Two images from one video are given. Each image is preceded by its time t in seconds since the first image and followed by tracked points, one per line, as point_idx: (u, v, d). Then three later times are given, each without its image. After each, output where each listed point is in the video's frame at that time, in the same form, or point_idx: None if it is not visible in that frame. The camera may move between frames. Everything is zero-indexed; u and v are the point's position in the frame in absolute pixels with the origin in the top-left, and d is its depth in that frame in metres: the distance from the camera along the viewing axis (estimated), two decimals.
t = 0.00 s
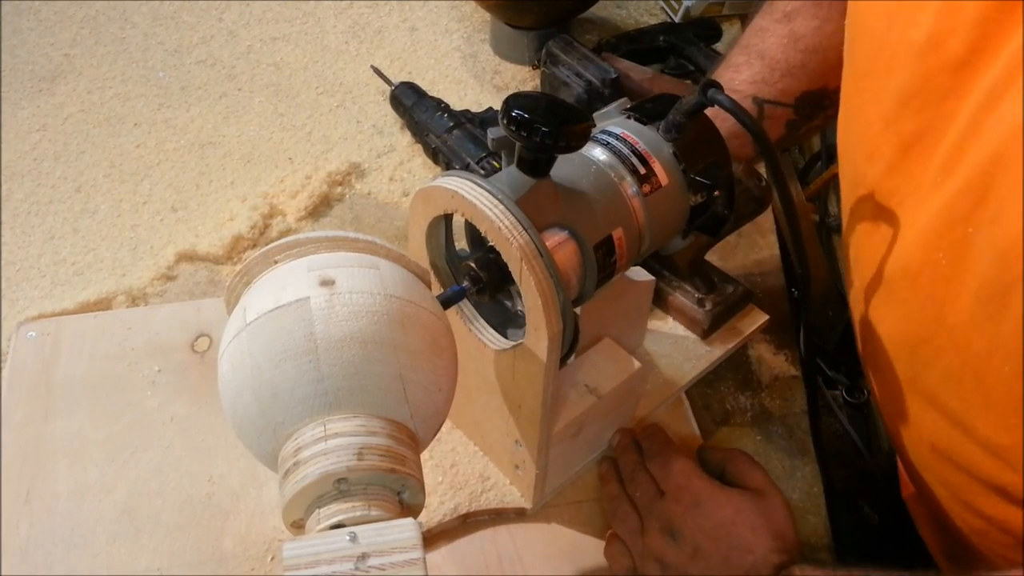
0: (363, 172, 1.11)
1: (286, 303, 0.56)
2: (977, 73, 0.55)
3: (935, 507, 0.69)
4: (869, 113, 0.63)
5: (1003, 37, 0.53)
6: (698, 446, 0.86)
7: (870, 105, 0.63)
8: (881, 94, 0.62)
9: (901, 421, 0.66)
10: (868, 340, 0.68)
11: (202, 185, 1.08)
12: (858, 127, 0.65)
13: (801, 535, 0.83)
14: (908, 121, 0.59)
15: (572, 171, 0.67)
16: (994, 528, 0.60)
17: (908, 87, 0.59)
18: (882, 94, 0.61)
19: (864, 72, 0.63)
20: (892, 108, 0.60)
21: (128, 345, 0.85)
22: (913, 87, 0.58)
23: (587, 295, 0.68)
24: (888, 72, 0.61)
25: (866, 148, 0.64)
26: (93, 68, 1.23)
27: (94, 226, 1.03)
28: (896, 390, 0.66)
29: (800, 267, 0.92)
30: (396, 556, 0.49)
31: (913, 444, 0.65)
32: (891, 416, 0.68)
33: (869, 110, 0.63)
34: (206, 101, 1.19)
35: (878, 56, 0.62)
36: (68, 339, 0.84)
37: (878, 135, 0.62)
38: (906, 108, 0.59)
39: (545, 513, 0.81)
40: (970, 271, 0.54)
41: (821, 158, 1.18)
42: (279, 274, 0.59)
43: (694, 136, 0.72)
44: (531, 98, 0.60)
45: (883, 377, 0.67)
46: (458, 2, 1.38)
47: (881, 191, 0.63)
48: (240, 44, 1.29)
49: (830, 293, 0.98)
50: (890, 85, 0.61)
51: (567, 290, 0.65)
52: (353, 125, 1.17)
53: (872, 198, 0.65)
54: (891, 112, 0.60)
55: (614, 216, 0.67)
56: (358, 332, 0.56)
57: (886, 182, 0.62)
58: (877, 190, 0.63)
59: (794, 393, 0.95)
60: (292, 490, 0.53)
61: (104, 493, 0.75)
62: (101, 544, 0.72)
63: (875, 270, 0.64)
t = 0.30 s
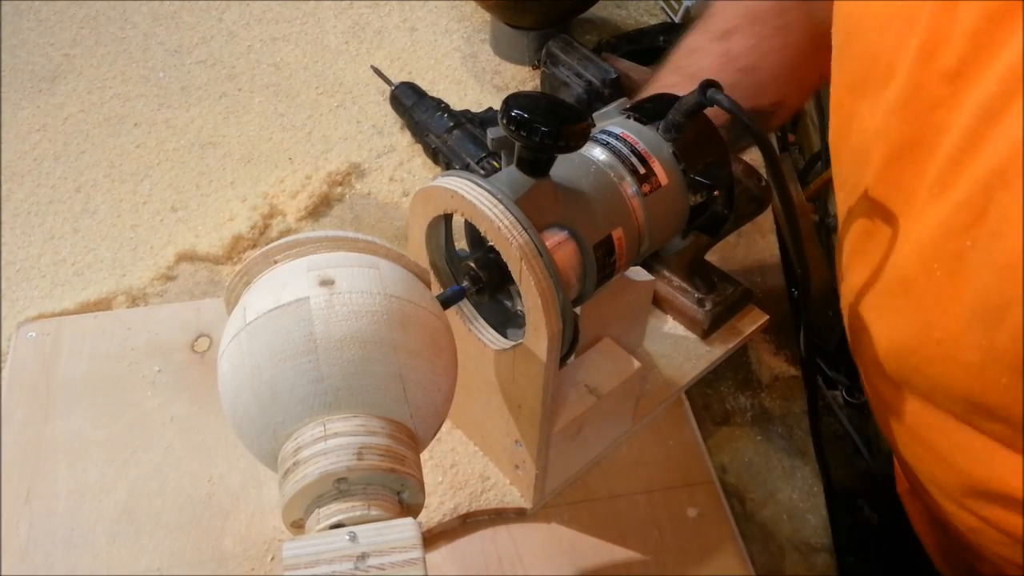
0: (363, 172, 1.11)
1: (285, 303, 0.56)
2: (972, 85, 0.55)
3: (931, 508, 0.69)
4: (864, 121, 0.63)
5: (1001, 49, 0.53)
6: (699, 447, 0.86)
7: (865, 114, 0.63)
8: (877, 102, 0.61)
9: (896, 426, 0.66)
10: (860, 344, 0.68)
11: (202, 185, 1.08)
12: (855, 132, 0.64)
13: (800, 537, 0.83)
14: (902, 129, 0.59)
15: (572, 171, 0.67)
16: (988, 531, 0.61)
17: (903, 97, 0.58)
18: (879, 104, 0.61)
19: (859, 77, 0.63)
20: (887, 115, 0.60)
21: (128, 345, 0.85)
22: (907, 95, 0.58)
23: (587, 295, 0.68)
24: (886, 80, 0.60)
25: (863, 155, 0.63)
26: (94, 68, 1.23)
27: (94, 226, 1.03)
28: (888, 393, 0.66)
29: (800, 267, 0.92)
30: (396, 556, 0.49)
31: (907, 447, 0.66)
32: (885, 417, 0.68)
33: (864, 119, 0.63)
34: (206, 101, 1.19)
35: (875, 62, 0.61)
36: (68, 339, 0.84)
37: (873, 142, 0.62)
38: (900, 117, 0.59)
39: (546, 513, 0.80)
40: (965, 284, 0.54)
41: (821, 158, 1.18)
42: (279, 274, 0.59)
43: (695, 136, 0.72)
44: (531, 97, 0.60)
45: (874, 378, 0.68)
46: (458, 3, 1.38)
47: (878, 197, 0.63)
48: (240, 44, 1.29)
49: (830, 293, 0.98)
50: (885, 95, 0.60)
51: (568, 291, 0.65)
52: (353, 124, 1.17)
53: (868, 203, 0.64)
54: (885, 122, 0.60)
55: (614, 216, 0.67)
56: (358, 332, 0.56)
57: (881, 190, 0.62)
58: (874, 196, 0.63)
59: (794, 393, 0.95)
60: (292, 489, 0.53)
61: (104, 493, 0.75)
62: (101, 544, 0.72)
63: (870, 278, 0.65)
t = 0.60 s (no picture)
0: (363, 172, 1.11)
1: (285, 303, 0.56)
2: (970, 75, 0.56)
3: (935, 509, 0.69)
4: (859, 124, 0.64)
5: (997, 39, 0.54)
6: (699, 447, 0.86)
7: (859, 114, 0.63)
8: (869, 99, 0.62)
9: (897, 427, 0.66)
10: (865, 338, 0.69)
11: (202, 185, 1.08)
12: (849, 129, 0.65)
13: (800, 537, 0.83)
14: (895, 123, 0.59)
15: (572, 171, 0.67)
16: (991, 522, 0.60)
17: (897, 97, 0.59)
18: (870, 103, 0.62)
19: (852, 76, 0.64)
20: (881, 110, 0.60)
21: (128, 345, 0.85)
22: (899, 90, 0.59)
23: (587, 295, 0.68)
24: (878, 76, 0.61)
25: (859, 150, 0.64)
26: (94, 68, 1.23)
27: (94, 226, 1.03)
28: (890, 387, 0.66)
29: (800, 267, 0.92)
30: (396, 556, 0.49)
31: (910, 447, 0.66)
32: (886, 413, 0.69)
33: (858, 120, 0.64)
34: (206, 101, 1.19)
35: (867, 61, 0.62)
36: (68, 339, 0.84)
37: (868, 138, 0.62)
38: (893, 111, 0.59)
39: (547, 513, 0.80)
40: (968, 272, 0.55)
41: (821, 158, 1.18)
42: (279, 274, 0.59)
43: (695, 136, 0.72)
44: (530, 97, 0.60)
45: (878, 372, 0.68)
46: (458, 3, 1.38)
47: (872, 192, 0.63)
48: (240, 44, 1.29)
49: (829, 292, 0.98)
50: (878, 94, 0.61)
51: (567, 291, 0.65)
52: (353, 124, 1.17)
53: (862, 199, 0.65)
54: (880, 117, 0.60)
55: (614, 216, 0.67)
56: (358, 332, 0.56)
57: (877, 187, 0.62)
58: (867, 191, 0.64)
59: (794, 393, 0.95)
60: (292, 490, 0.53)
61: (104, 493, 0.75)
62: (101, 544, 0.72)
63: (873, 275, 0.65)
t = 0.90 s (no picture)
0: (363, 172, 1.11)
1: (286, 303, 0.56)
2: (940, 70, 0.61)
3: (940, 498, 0.72)
4: (849, 123, 0.68)
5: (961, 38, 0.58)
6: (699, 446, 0.86)
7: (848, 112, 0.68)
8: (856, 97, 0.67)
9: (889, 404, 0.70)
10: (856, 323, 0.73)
11: (202, 185, 1.08)
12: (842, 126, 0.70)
13: (800, 536, 0.83)
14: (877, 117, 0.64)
15: (572, 171, 0.67)
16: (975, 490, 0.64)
17: (880, 95, 0.64)
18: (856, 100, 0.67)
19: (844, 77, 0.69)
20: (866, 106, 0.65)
21: (128, 345, 0.85)
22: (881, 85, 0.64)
23: (587, 295, 0.68)
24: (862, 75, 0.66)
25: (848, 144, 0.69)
26: (94, 68, 1.23)
27: (94, 226, 1.03)
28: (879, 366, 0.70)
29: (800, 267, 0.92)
30: (396, 556, 0.49)
31: (911, 434, 0.69)
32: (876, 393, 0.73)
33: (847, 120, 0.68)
34: (206, 101, 1.19)
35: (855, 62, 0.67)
36: (68, 339, 0.84)
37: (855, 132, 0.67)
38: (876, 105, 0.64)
39: (546, 511, 0.81)
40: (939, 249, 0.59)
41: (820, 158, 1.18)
42: (279, 274, 0.59)
43: (695, 136, 0.72)
44: (530, 97, 0.60)
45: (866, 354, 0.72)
46: (458, 3, 1.38)
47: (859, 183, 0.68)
48: (240, 44, 1.29)
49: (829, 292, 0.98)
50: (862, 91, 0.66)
51: (567, 290, 0.65)
52: (353, 124, 1.17)
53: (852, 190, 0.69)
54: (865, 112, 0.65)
55: (614, 216, 0.67)
56: (358, 332, 0.56)
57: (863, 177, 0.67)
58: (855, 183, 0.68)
59: (794, 393, 0.95)
60: (291, 490, 0.53)
61: (104, 493, 0.75)
62: (101, 544, 0.72)
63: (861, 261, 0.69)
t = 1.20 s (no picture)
0: (363, 172, 1.11)
1: (285, 303, 0.56)
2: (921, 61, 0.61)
3: (934, 487, 0.73)
4: (837, 118, 0.68)
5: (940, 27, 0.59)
6: (699, 446, 0.87)
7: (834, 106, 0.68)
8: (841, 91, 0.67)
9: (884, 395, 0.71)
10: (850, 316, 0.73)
11: (202, 185, 1.08)
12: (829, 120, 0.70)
13: (799, 536, 0.83)
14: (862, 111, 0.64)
15: (573, 171, 0.67)
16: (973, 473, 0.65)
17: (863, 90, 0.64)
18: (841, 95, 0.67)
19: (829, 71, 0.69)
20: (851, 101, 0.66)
21: (128, 344, 0.85)
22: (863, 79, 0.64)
23: (586, 295, 0.68)
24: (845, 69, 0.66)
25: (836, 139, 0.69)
26: (93, 68, 1.23)
27: (94, 226, 1.03)
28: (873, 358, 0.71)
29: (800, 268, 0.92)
30: (396, 556, 0.49)
31: (907, 425, 0.69)
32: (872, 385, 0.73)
33: (838, 114, 0.68)
34: (206, 101, 1.19)
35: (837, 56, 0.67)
36: (68, 339, 0.84)
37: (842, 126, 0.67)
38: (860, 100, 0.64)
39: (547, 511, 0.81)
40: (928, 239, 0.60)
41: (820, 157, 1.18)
42: (279, 274, 0.59)
43: (695, 136, 0.72)
44: (530, 96, 0.60)
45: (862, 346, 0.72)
46: (458, 3, 1.38)
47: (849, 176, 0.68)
48: (240, 44, 1.29)
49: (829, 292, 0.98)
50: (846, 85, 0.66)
51: (568, 290, 0.65)
52: (353, 124, 1.17)
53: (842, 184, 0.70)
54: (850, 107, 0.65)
55: (614, 216, 0.67)
56: (358, 332, 0.56)
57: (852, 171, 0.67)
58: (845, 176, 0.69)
59: (794, 393, 0.95)
60: (291, 489, 0.53)
61: (104, 493, 0.75)
62: (101, 544, 0.72)
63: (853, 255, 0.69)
